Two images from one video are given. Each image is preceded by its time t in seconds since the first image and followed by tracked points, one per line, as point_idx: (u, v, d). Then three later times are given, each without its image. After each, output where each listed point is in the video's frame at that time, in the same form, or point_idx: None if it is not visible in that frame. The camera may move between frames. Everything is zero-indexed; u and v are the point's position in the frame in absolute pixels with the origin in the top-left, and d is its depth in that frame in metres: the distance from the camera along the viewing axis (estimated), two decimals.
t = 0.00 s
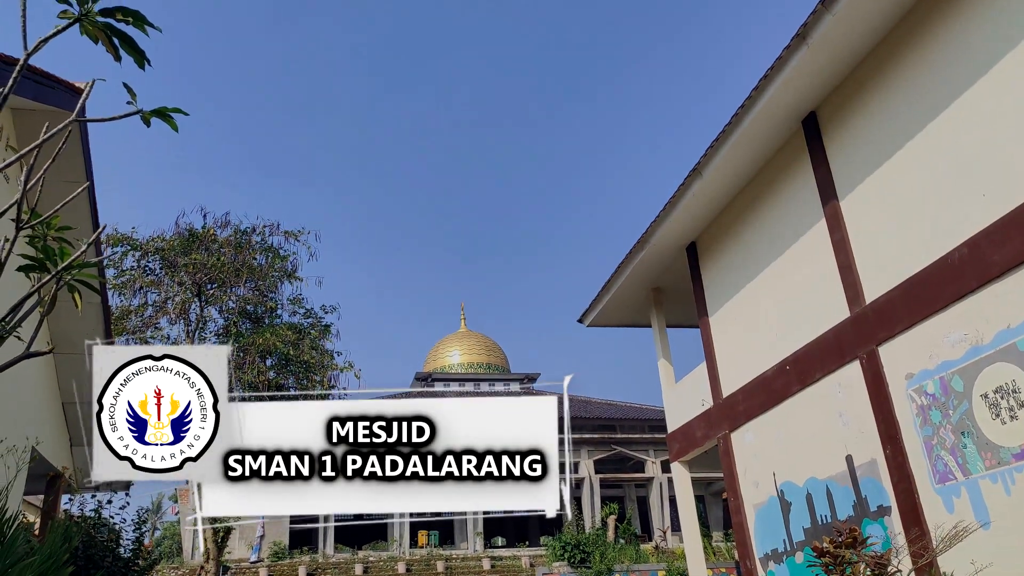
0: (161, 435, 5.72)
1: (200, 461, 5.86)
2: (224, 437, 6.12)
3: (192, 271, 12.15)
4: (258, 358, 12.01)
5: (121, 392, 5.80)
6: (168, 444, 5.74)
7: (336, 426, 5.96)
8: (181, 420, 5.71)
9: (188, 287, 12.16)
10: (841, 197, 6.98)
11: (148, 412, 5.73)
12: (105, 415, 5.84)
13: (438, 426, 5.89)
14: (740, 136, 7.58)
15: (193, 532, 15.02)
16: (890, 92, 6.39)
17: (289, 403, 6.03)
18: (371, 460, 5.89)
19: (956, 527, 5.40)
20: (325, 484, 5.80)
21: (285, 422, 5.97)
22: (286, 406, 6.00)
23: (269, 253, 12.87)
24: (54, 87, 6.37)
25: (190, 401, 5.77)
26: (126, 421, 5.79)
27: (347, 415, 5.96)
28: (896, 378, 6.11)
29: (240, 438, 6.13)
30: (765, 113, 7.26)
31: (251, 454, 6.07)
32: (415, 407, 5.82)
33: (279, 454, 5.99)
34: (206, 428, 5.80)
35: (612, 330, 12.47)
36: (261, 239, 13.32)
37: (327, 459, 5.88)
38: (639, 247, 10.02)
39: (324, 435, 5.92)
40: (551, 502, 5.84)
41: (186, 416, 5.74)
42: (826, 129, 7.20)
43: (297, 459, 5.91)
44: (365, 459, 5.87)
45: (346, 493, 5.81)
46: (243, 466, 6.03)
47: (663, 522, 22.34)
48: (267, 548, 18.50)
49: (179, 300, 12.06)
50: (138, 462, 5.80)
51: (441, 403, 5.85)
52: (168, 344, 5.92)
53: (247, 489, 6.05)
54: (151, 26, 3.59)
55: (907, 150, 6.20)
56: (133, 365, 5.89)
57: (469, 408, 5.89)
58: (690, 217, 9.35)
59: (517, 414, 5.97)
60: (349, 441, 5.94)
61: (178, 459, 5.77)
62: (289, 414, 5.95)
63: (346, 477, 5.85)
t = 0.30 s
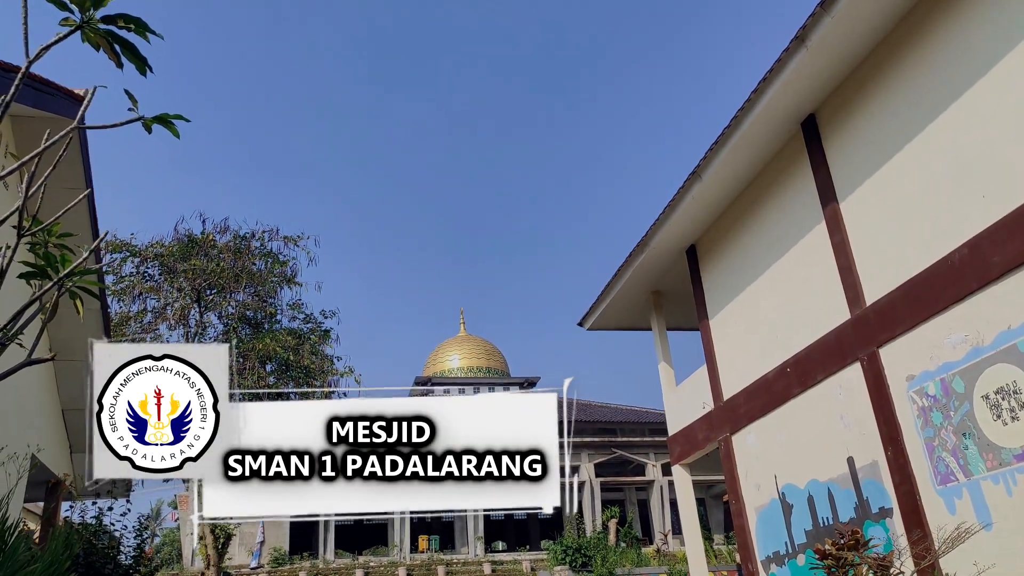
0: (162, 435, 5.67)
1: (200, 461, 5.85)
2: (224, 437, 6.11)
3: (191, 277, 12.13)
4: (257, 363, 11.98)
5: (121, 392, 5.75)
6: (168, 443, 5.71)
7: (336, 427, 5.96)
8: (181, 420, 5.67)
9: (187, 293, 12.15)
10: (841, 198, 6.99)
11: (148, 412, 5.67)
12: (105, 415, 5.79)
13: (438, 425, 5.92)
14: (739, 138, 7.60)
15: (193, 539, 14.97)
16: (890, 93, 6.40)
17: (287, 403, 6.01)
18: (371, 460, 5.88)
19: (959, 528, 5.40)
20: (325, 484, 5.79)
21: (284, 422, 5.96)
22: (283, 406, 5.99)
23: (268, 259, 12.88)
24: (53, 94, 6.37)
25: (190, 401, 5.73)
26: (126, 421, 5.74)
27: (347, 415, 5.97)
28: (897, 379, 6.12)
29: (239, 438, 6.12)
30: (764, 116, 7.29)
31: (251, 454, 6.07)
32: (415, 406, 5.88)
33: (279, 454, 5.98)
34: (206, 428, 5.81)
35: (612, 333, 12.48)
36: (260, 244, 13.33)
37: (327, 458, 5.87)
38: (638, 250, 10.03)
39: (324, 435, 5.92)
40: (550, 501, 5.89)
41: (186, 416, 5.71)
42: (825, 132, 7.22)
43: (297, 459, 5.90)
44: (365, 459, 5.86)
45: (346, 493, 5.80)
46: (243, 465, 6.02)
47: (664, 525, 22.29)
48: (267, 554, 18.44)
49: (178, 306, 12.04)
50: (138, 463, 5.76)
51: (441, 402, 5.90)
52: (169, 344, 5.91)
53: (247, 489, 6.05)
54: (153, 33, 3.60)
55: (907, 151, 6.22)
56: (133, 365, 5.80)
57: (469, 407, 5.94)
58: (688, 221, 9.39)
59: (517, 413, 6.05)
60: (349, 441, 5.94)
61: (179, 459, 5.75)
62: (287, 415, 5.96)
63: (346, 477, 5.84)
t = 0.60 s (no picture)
0: (161, 434, 5.70)
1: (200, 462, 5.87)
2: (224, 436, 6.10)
3: (191, 282, 12.11)
4: (257, 367, 11.95)
5: (121, 392, 5.79)
6: (168, 443, 5.73)
7: (336, 427, 5.96)
8: (181, 420, 5.69)
9: (186, 298, 12.13)
10: (840, 200, 7.00)
11: (147, 411, 5.71)
12: (105, 415, 5.81)
13: (438, 425, 5.90)
14: (738, 141, 7.63)
15: (192, 543, 14.94)
16: (889, 94, 6.43)
17: (287, 403, 6.01)
18: (371, 460, 5.88)
19: (961, 529, 5.40)
20: (325, 484, 5.80)
21: (284, 421, 5.95)
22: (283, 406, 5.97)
23: (267, 263, 12.90)
24: (50, 100, 6.36)
25: (190, 401, 5.74)
26: (127, 421, 5.77)
27: (347, 415, 5.95)
28: (897, 381, 6.13)
29: (239, 437, 6.10)
30: (763, 118, 7.31)
31: (251, 454, 6.06)
32: (414, 406, 5.88)
33: (279, 454, 5.98)
34: (206, 428, 5.79)
35: (611, 336, 12.49)
36: (258, 249, 13.35)
37: (327, 458, 5.87)
38: (638, 253, 10.05)
39: (324, 435, 5.92)
40: (549, 500, 5.90)
41: (186, 416, 5.72)
42: (824, 133, 7.24)
43: (297, 459, 5.90)
44: (365, 459, 5.86)
45: (346, 493, 5.79)
46: (243, 465, 6.03)
47: (664, 528, 22.27)
48: (266, 559, 18.40)
49: (177, 311, 12.00)
50: (138, 463, 5.78)
51: (441, 402, 5.88)
52: (168, 343, 5.92)
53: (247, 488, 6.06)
54: (154, 38, 3.61)
55: (906, 153, 6.24)
56: (132, 366, 5.86)
57: (469, 407, 5.91)
58: (687, 224, 9.41)
59: (517, 413, 6.01)
60: (349, 441, 5.93)
61: (178, 460, 5.74)
62: (288, 415, 5.94)
63: (346, 477, 5.84)
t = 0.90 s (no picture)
0: (161, 435, 5.67)
1: (200, 461, 5.92)
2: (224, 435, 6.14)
3: (188, 283, 12.06)
4: (256, 369, 11.94)
5: (121, 392, 5.75)
6: (168, 443, 5.71)
7: (336, 427, 5.94)
8: (181, 420, 5.66)
9: (184, 300, 12.08)
10: (840, 200, 7.01)
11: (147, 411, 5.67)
12: (105, 415, 5.79)
13: (438, 426, 5.86)
14: (737, 142, 7.65)
15: (191, 545, 14.92)
16: (887, 94, 6.45)
17: (287, 403, 6.02)
18: (371, 460, 5.87)
19: (961, 528, 5.42)
20: (326, 484, 5.79)
21: (283, 422, 5.96)
22: (280, 407, 5.98)
23: (265, 265, 12.90)
24: (47, 101, 6.35)
25: (190, 401, 5.72)
26: (127, 420, 5.75)
27: (347, 415, 5.94)
28: (897, 380, 6.14)
29: (239, 437, 6.12)
30: (762, 119, 7.33)
31: (251, 454, 6.07)
32: (415, 406, 5.82)
33: (278, 455, 5.99)
34: (206, 428, 5.79)
35: (610, 336, 12.49)
36: (256, 250, 13.33)
37: (327, 458, 5.87)
38: (636, 254, 10.07)
39: (324, 435, 5.91)
40: (550, 500, 5.88)
41: (186, 416, 5.70)
42: (823, 133, 7.25)
43: (297, 459, 5.91)
44: (365, 459, 5.85)
45: (346, 493, 5.79)
46: (243, 465, 6.06)
47: (663, 528, 22.28)
48: (265, 561, 18.39)
49: (175, 313, 11.98)
50: (138, 463, 5.73)
51: (442, 403, 5.83)
52: (167, 343, 5.90)
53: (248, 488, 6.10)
54: (156, 39, 3.61)
55: (905, 153, 6.25)
56: (132, 366, 5.75)
57: (469, 408, 5.89)
58: (685, 225, 9.44)
59: (516, 412, 6.03)
60: (349, 441, 5.92)
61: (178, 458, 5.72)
62: (287, 415, 5.95)
63: (346, 477, 5.84)
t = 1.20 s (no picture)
0: (161, 434, 5.73)
1: (201, 460, 5.73)
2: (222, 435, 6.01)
3: (186, 282, 12.09)
4: (255, 368, 11.92)
5: (121, 392, 5.80)
6: (168, 443, 5.74)
7: (336, 427, 5.94)
8: (181, 420, 5.70)
9: (182, 298, 12.08)
10: (838, 198, 7.02)
11: (147, 411, 5.73)
12: (105, 415, 5.82)
13: (437, 426, 5.89)
14: (737, 139, 7.63)
15: (190, 544, 14.92)
16: (886, 92, 6.45)
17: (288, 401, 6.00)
18: (371, 460, 5.86)
19: (961, 525, 5.44)
20: (325, 484, 5.78)
21: (285, 420, 5.91)
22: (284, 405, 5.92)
23: (263, 263, 12.86)
24: (45, 100, 6.33)
25: (190, 401, 5.74)
26: (126, 420, 5.79)
27: (347, 414, 5.95)
28: (897, 377, 6.15)
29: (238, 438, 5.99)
30: (762, 116, 7.31)
31: (251, 454, 5.95)
32: (414, 406, 5.85)
33: (279, 454, 5.92)
34: (207, 428, 5.72)
35: (609, 334, 12.51)
36: (254, 248, 13.30)
37: (327, 458, 5.84)
38: (635, 252, 10.07)
39: (324, 435, 5.90)
40: (550, 501, 5.88)
41: (186, 416, 5.72)
42: (822, 131, 7.25)
43: (298, 459, 5.86)
44: (365, 459, 5.84)
45: (347, 493, 5.77)
46: (243, 465, 5.90)
47: (662, 526, 22.30)
48: (264, 559, 18.40)
49: (173, 311, 11.97)
50: (138, 463, 5.78)
51: (441, 403, 5.86)
52: (167, 343, 5.91)
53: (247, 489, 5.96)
54: (157, 38, 3.60)
55: (904, 150, 6.25)
56: (132, 366, 5.83)
57: (468, 408, 5.90)
58: (685, 223, 9.44)
59: (516, 413, 6.00)
60: (349, 440, 5.91)
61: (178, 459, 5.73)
62: (288, 414, 5.92)
63: (346, 477, 5.83)
